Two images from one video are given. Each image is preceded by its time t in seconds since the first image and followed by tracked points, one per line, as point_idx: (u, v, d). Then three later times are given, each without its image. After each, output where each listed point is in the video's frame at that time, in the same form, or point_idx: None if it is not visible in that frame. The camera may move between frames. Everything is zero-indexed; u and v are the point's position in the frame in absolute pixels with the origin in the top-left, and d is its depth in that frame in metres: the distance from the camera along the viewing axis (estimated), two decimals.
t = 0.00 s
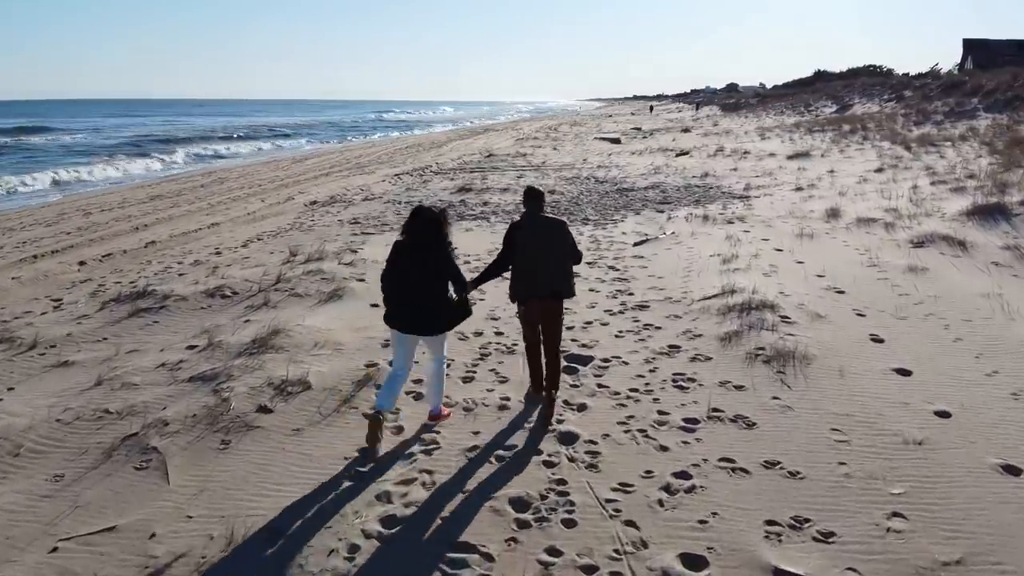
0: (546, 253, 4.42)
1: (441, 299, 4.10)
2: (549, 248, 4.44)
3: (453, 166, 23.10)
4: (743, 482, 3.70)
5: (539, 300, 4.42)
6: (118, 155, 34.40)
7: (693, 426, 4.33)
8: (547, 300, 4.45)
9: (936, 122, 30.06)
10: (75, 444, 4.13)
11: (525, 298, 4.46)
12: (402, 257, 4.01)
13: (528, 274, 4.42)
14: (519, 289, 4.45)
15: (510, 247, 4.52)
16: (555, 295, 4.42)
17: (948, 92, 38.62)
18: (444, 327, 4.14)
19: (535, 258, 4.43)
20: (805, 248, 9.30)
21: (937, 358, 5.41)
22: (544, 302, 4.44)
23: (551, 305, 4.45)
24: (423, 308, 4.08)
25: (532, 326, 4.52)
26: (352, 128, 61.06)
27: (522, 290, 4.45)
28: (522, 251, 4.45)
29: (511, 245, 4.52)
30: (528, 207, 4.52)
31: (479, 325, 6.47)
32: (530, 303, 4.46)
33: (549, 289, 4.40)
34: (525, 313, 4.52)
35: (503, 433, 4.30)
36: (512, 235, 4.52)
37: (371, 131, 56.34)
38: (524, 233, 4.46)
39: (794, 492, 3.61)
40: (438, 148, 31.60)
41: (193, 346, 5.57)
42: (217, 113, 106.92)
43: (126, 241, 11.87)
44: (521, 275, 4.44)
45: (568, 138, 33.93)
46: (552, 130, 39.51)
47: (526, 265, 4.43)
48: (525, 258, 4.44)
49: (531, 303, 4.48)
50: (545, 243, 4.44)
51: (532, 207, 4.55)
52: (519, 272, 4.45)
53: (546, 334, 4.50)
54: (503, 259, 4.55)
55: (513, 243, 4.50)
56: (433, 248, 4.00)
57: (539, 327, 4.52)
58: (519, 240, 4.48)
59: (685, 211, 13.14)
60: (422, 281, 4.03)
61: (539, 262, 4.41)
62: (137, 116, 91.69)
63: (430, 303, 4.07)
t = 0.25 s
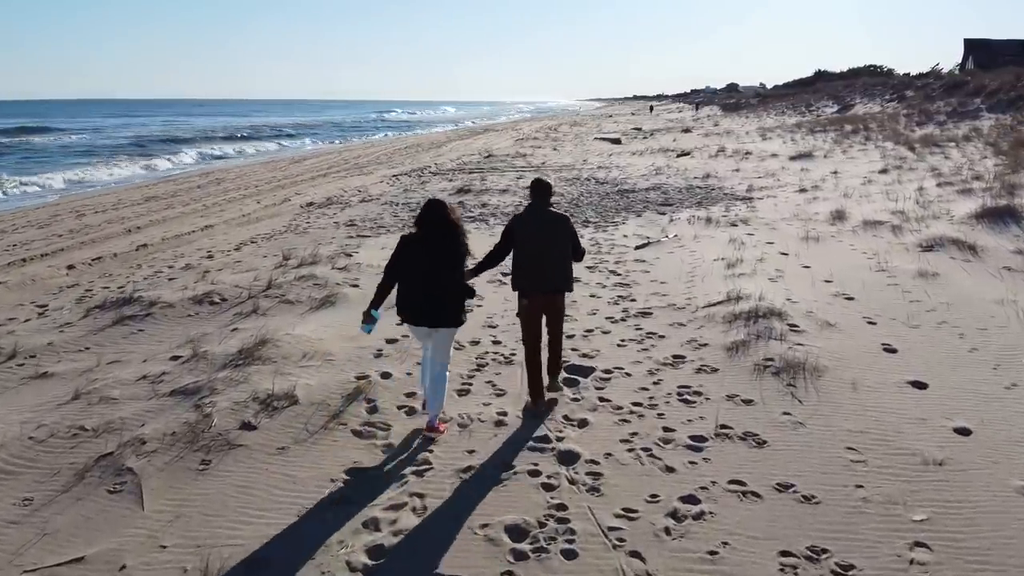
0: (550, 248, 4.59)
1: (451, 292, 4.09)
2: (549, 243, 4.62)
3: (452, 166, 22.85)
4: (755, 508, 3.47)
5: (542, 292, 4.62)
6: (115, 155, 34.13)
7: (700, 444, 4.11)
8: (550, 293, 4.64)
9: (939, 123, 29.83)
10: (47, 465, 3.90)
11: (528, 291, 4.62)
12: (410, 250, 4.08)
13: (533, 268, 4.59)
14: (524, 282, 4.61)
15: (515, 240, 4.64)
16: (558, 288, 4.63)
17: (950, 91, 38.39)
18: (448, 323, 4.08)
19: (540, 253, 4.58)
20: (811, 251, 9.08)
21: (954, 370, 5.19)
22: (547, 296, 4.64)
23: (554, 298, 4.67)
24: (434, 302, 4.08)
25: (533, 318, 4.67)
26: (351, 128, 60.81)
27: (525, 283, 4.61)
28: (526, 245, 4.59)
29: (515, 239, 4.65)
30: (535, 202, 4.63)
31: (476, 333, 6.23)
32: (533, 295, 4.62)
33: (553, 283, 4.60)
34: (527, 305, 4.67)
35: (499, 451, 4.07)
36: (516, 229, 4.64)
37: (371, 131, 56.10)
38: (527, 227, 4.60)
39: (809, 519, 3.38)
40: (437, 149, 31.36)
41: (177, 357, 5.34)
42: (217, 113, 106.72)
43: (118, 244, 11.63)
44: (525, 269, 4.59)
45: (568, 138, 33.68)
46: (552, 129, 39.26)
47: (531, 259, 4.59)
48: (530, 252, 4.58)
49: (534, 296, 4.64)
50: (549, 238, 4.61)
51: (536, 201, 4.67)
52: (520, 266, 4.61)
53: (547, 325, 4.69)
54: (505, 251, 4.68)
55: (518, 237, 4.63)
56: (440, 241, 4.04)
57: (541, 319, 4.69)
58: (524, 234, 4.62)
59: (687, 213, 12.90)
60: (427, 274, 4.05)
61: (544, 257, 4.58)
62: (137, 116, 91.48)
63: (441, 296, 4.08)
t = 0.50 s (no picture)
0: (557, 256, 4.44)
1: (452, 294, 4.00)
2: (556, 248, 4.45)
3: (451, 167, 22.64)
4: (768, 536, 3.26)
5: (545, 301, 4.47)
6: (112, 155, 33.94)
7: (708, 465, 3.89)
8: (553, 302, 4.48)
9: (942, 123, 29.61)
10: (16, 487, 3.69)
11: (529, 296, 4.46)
12: (411, 250, 3.97)
13: (537, 275, 4.43)
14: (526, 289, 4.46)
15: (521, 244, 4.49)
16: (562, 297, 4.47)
17: (952, 91, 38.17)
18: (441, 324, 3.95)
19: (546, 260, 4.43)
20: (817, 255, 8.87)
21: (971, 382, 4.97)
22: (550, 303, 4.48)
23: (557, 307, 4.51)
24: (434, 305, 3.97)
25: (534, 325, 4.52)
26: (350, 127, 60.58)
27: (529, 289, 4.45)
28: (532, 251, 4.44)
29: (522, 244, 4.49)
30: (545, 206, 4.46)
31: (473, 342, 6.02)
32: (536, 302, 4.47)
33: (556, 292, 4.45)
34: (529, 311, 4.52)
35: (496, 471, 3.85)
36: (523, 233, 4.49)
37: (370, 131, 55.92)
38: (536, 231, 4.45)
39: (827, 550, 3.17)
40: (436, 149, 31.16)
41: (161, 368, 5.13)
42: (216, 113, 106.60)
43: (109, 247, 11.41)
44: (530, 275, 4.44)
45: (568, 138, 33.47)
46: (552, 129, 39.06)
47: (536, 266, 4.44)
48: (535, 258, 4.43)
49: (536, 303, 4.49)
50: (557, 246, 4.45)
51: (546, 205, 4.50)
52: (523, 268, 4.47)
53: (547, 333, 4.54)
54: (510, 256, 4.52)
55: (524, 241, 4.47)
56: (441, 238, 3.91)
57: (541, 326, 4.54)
58: (531, 239, 4.46)
59: (689, 215, 12.69)
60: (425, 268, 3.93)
61: (549, 265, 4.42)
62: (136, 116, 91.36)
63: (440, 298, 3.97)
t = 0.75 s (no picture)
0: (556, 254, 4.43)
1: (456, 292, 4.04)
2: (555, 247, 4.44)
3: (450, 168, 22.41)
4: (782, 568, 3.05)
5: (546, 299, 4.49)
6: (110, 155, 33.72)
7: (717, 486, 3.68)
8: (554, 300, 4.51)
9: (945, 124, 29.39)
10: None
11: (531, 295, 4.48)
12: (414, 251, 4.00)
13: (538, 273, 4.43)
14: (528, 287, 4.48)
15: (521, 244, 4.48)
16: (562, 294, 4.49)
17: (954, 92, 37.95)
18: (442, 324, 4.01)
19: (545, 258, 4.42)
20: (823, 259, 8.66)
21: (989, 395, 4.75)
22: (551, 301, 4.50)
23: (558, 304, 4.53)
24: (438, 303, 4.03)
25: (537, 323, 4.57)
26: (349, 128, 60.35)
27: (531, 288, 4.47)
28: (532, 249, 4.43)
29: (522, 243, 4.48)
30: (542, 204, 4.43)
31: (470, 352, 5.82)
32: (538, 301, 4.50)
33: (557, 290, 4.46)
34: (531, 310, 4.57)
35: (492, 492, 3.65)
36: (522, 232, 4.47)
37: (369, 132, 55.69)
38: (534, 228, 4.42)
39: None
40: (435, 149, 30.95)
41: (144, 381, 4.92)
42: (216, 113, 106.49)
43: (100, 250, 11.19)
44: (530, 274, 4.45)
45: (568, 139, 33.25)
46: (552, 129, 38.83)
47: (536, 264, 4.44)
48: (535, 257, 4.43)
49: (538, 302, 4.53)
50: (556, 244, 4.43)
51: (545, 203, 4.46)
52: (523, 267, 4.48)
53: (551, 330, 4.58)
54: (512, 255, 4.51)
55: (524, 240, 4.46)
56: (440, 241, 3.94)
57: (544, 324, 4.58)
58: (530, 237, 4.44)
59: (691, 217, 12.47)
60: (425, 271, 3.98)
61: (549, 263, 4.42)
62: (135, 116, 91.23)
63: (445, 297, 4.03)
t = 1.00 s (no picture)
0: (552, 259, 4.27)
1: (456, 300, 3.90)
2: (549, 250, 4.29)
3: (449, 169, 22.23)
4: None
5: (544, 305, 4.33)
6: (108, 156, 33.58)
7: (726, 509, 3.48)
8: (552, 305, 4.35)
9: (948, 124, 29.18)
10: None
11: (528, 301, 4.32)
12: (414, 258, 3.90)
13: (535, 279, 4.27)
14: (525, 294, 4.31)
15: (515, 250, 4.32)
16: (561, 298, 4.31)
17: (956, 92, 37.74)
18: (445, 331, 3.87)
19: (541, 263, 4.27)
20: (829, 263, 8.47)
21: (1008, 409, 4.55)
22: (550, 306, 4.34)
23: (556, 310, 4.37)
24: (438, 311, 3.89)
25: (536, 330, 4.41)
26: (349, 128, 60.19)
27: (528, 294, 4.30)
28: (527, 255, 4.27)
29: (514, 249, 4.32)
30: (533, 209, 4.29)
31: (467, 361, 5.61)
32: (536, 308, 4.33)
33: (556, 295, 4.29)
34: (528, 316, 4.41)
35: (487, 513, 3.46)
36: (515, 238, 4.32)
37: (369, 132, 55.54)
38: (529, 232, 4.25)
39: None
40: (435, 150, 30.77)
41: (127, 393, 4.72)
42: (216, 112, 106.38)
43: (93, 253, 11.00)
44: (527, 280, 4.29)
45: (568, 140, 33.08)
46: (552, 129, 38.65)
47: (532, 270, 4.27)
48: (532, 262, 4.27)
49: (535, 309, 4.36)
50: (550, 248, 4.28)
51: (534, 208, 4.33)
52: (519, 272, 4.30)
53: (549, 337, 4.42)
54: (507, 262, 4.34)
55: (518, 246, 4.30)
56: (439, 246, 3.83)
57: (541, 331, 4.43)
58: (524, 243, 4.28)
59: (693, 219, 12.27)
60: (423, 278, 3.85)
61: (546, 268, 4.26)
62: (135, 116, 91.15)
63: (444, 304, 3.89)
